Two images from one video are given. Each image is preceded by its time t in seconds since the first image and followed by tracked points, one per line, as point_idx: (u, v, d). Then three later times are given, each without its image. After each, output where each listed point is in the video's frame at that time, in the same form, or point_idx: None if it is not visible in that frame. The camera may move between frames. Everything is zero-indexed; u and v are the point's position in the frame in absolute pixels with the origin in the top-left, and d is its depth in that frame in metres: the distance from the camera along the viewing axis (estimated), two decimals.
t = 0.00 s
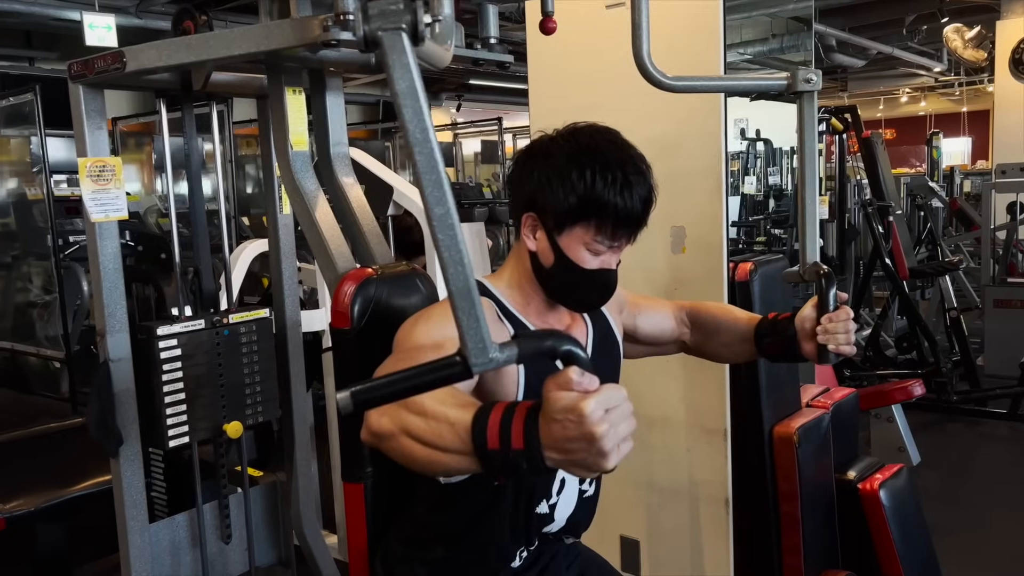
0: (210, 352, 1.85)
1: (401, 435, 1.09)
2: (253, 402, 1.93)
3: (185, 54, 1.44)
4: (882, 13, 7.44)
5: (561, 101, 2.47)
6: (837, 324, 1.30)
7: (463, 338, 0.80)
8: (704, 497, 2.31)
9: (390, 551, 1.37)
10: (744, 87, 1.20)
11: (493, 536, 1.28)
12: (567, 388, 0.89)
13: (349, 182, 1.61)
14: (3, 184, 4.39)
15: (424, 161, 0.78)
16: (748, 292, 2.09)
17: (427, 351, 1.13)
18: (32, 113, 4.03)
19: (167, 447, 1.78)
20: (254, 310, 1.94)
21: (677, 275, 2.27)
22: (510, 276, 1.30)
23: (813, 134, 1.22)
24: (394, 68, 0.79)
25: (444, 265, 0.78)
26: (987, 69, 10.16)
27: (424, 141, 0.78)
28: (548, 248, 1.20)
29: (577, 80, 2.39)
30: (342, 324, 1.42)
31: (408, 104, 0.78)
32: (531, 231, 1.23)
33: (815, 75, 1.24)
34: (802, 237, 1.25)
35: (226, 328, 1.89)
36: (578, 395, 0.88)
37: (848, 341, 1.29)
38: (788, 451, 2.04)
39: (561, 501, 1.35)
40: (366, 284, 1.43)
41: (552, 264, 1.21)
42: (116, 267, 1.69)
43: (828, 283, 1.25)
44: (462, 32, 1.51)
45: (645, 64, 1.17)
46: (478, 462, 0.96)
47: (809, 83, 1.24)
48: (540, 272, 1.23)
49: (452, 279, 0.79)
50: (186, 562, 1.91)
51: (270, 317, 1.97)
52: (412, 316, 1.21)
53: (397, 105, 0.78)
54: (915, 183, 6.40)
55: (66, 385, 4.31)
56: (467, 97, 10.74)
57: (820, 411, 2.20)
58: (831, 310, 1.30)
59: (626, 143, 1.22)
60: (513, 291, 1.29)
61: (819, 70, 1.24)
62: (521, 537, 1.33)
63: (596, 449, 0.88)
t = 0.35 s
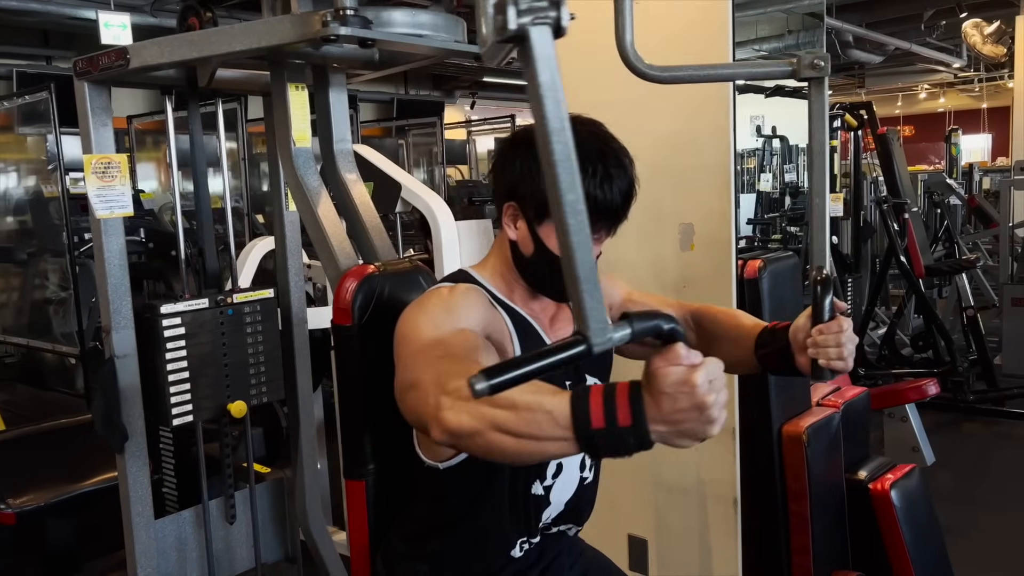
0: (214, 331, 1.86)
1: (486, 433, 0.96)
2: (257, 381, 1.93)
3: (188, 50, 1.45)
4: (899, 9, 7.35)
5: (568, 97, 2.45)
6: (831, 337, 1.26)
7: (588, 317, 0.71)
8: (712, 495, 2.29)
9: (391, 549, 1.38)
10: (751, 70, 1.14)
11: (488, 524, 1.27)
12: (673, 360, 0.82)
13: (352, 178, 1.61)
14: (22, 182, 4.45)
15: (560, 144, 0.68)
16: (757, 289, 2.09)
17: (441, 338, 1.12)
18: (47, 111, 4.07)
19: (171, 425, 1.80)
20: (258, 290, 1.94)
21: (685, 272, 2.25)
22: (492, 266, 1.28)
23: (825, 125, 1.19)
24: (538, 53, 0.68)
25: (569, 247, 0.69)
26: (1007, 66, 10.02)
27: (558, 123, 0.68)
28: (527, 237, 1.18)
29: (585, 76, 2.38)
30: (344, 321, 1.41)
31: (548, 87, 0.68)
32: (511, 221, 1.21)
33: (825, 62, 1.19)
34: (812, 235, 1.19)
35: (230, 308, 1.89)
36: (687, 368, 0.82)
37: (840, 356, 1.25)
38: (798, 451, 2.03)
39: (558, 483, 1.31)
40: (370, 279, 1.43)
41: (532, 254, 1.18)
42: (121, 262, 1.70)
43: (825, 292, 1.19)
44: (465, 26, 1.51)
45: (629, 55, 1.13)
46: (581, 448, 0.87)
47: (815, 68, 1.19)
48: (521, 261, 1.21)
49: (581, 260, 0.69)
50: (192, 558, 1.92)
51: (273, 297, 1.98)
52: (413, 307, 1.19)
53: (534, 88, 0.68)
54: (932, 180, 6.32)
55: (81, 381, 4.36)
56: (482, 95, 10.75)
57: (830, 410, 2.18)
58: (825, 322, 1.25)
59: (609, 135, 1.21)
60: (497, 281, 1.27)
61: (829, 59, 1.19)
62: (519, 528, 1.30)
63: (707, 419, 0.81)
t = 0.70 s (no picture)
0: (219, 309, 1.88)
1: (565, 419, 0.98)
2: (262, 359, 1.96)
3: (192, 47, 1.45)
4: (915, 2, 7.25)
5: (576, 92, 2.44)
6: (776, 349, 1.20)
7: (682, 293, 0.84)
8: (718, 492, 2.28)
9: (394, 546, 1.38)
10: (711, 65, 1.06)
11: (485, 514, 1.26)
12: (740, 333, 0.96)
13: (356, 174, 1.60)
14: (38, 180, 4.48)
15: (666, 142, 0.80)
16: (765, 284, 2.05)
17: (458, 330, 1.11)
18: (60, 109, 4.09)
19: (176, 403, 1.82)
20: (262, 269, 1.96)
21: (693, 268, 2.22)
22: (482, 258, 1.29)
23: (807, 119, 1.08)
24: (654, 57, 0.79)
25: (665, 234, 0.81)
26: None
27: (666, 122, 0.79)
28: (515, 227, 1.19)
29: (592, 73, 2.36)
30: (347, 318, 1.41)
31: (662, 88, 0.79)
32: (498, 210, 1.22)
33: (804, 46, 1.08)
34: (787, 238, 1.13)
35: (235, 286, 1.91)
36: (749, 341, 0.96)
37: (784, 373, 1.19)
38: (806, 450, 2.01)
39: (554, 474, 1.29)
40: (374, 276, 1.43)
41: (519, 243, 1.20)
42: (127, 260, 1.71)
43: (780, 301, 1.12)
44: (468, 22, 1.49)
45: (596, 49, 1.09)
46: (656, 422, 0.93)
47: (793, 54, 1.07)
48: (508, 250, 1.22)
49: (677, 245, 0.81)
50: (199, 554, 1.93)
51: (277, 276, 1.99)
52: (412, 302, 1.16)
53: (647, 87, 0.79)
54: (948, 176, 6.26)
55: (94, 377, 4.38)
56: (493, 90, 10.72)
57: (840, 408, 2.15)
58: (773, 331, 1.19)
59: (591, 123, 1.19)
60: (486, 272, 1.28)
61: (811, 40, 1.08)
62: (516, 523, 1.29)
63: (765, 383, 0.97)
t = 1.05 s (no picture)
0: (224, 310, 1.88)
1: (540, 421, 0.97)
2: (267, 361, 1.97)
3: (193, 42, 1.45)
4: None
5: (581, 87, 2.43)
6: (803, 340, 1.17)
7: (653, 293, 0.81)
8: (725, 487, 2.27)
9: (396, 541, 1.39)
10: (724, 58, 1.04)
11: (489, 511, 1.26)
12: (725, 336, 0.91)
13: (358, 169, 1.61)
14: (51, 176, 4.51)
15: (633, 134, 0.79)
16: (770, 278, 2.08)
17: (456, 328, 1.11)
18: (71, 105, 4.12)
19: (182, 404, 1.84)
20: (268, 270, 1.97)
21: (699, 262, 2.21)
22: (490, 254, 1.28)
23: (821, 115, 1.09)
24: (618, 46, 0.78)
25: (636, 229, 0.80)
26: None
27: (632, 114, 0.79)
28: (523, 225, 1.19)
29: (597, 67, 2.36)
30: (348, 313, 1.41)
31: (627, 79, 0.78)
32: (507, 208, 1.21)
33: (820, 41, 1.08)
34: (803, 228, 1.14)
35: (240, 288, 1.92)
36: (734, 343, 0.91)
37: (812, 362, 1.16)
38: (813, 445, 2.00)
39: (561, 471, 1.29)
40: (375, 271, 1.44)
41: (528, 242, 1.19)
42: (131, 254, 1.72)
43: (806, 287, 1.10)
44: (468, 15, 1.49)
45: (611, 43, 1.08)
46: (637, 426, 0.90)
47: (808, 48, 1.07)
48: (517, 248, 1.22)
49: (647, 241, 0.80)
50: (205, 548, 1.94)
51: (282, 277, 2.01)
52: (415, 298, 1.18)
53: (613, 77, 0.78)
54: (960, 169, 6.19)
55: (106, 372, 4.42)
56: (503, 85, 10.72)
57: (847, 403, 2.14)
58: (800, 321, 1.16)
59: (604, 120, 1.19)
60: (496, 268, 1.28)
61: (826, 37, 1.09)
62: (520, 520, 1.29)
63: (750, 388, 0.93)
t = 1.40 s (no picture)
0: (229, 326, 1.89)
1: (437, 431, 1.02)
2: (273, 376, 1.97)
3: (194, 41, 1.46)
4: None
5: (583, 84, 2.43)
6: (840, 319, 1.28)
7: (523, 315, 0.70)
8: (730, 486, 2.24)
9: (396, 538, 1.39)
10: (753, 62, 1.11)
11: (491, 521, 1.27)
12: (623, 361, 0.85)
13: (359, 167, 1.62)
14: (60, 174, 4.54)
15: (486, 139, 0.66)
16: (772, 277, 2.10)
17: (434, 333, 1.13)
18: (79, 103, 4.14)
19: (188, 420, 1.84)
20: (273, 287, 1.97)
21: (703, 260, 2.21)
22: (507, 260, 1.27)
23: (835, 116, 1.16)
24: (461, 43, 0.66)
25: (501, 247, 0.68)
26: None
27: (483, 114, 0.66)
28: (544, 235, 1.16)
29: (601, 65, 2.36)
30: (349, 311, 1.42)
31: (473, 77, 0.66)
32: (527, 217, 1.19)
33: (836, 48, 1.16)
34: (819, 221, 1.21)
35: (246, 304, 1.92)
36: (635, 369, 0.84)
37: (849, 340, 1.28)
38: (815, 442, 2.00)
39: (564, 485, 1.30)
40: (375, 270, 1.44)
41: (548, 251, 1.17)
42: (135, 252, 1.73)
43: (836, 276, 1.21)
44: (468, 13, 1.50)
45: (641, 44, 1.10)
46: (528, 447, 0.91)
47: (825, 56, 1.15)
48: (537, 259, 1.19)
49: (514, 257, 0.68)
50: (210, 544, 1.95)
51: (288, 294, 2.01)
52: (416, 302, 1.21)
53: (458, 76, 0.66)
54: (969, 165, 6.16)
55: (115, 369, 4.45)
56: (510, 81, 10.71)
57: (850, 400, 2.14)
58: (837, 304, 1.27)
59: (628, 127, 1.19)
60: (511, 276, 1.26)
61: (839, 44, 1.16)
62: (521, 527, 1.29)
63: (658, 423, 0.83)
